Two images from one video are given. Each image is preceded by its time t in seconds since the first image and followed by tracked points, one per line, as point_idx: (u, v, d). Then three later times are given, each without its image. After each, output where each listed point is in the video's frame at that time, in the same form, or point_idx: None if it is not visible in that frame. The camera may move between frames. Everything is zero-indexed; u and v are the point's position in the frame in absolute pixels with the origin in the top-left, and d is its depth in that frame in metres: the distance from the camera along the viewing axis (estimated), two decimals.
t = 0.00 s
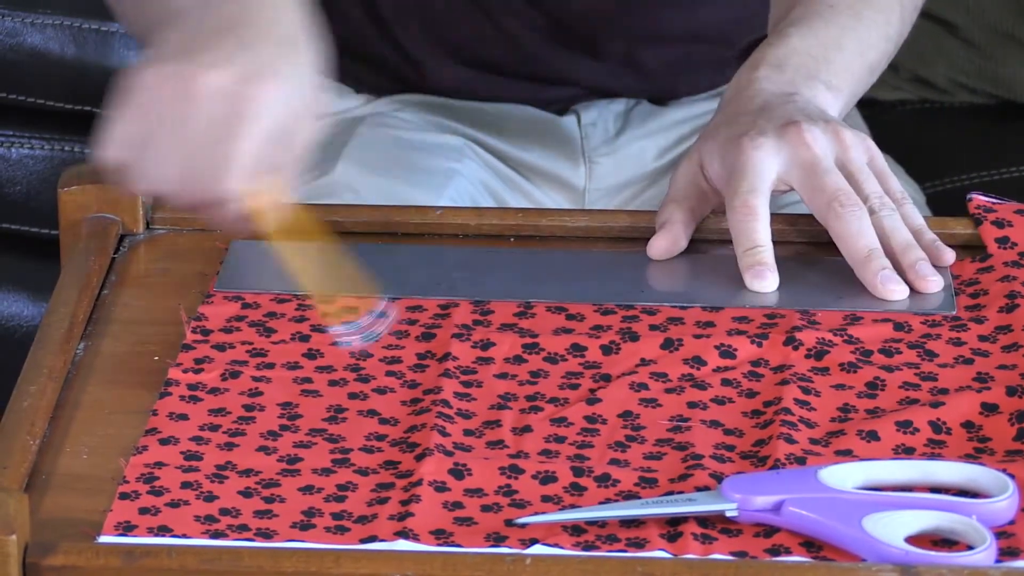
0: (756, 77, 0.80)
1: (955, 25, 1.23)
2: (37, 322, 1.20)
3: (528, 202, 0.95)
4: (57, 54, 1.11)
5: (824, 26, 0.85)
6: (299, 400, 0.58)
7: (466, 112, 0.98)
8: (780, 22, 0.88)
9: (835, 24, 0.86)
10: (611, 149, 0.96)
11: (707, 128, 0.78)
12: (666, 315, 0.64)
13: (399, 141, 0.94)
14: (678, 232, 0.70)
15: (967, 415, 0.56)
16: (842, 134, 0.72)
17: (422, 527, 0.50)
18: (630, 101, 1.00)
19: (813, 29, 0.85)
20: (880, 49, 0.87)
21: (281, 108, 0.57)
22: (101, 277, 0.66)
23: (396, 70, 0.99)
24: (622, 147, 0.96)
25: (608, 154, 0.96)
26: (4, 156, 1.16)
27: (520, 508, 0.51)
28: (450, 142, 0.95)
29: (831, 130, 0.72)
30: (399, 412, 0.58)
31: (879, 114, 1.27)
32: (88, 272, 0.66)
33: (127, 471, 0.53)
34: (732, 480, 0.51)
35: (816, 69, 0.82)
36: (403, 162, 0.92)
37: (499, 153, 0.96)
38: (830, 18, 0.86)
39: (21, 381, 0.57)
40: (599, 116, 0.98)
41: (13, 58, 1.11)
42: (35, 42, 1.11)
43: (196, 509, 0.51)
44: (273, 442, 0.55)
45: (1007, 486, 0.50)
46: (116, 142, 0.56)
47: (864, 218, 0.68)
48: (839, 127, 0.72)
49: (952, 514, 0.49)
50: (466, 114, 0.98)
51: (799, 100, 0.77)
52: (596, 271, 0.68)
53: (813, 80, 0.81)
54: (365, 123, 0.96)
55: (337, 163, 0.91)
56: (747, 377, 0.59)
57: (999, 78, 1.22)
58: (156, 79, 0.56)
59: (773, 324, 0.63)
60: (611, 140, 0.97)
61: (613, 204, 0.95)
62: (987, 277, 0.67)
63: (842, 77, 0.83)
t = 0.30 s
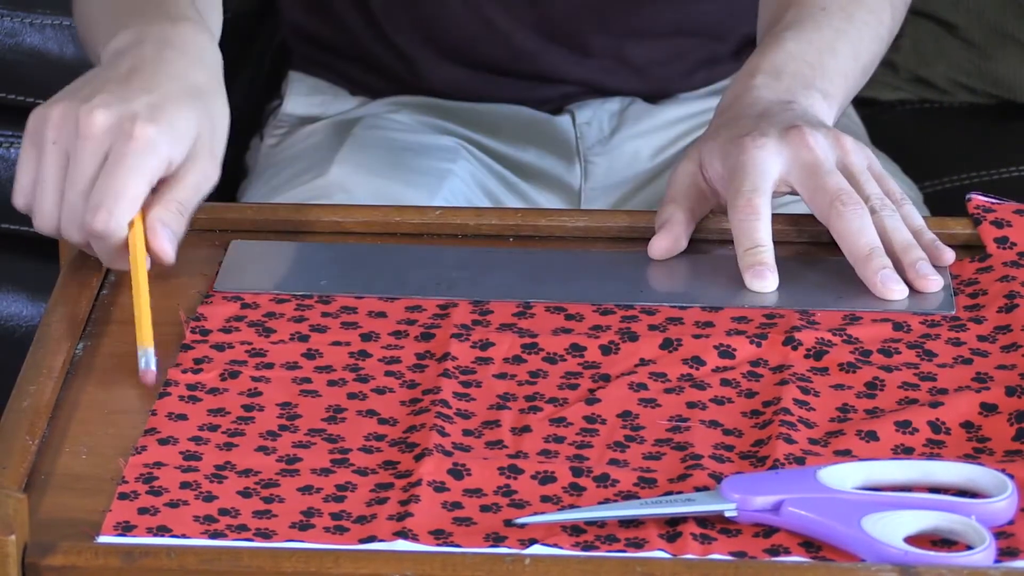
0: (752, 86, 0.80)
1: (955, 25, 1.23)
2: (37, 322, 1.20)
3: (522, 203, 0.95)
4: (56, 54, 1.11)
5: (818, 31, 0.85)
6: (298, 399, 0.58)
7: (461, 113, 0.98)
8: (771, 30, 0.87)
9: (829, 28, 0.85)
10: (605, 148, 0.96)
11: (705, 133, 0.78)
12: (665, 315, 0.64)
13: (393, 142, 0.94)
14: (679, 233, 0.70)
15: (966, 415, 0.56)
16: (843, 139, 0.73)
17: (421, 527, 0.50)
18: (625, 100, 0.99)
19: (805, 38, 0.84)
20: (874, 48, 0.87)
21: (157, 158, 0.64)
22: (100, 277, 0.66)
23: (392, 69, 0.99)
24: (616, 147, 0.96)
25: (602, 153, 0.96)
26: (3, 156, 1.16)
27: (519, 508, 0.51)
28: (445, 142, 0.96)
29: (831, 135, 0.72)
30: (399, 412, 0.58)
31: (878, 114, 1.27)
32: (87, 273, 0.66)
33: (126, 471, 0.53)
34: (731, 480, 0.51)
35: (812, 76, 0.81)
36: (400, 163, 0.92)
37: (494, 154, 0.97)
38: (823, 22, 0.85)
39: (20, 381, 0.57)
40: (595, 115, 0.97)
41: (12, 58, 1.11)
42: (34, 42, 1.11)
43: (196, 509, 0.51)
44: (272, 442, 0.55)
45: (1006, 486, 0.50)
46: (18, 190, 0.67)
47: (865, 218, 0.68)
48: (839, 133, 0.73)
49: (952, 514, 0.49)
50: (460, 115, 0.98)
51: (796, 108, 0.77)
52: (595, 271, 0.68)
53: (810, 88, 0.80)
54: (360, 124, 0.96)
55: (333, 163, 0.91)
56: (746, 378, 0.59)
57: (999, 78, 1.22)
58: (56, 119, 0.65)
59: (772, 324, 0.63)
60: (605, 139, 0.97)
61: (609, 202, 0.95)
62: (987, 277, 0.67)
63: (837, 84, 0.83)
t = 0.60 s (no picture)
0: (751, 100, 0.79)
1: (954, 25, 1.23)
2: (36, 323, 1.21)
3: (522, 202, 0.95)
4: (56, 54, 1.11)
5: (813, 40, 0.84)
6: (298, 399, 0.58)
7: (461, 113, 0.98)
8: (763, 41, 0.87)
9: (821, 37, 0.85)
10: (605, 148, 0.96)
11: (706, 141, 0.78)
12: (665, 315, 0.64)
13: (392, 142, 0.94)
14: (686, 231, 0.70)
15: (966, 415, 0.56)
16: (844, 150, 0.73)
17: (421, 527, 0.50)
18: (625, 99, 0.99)
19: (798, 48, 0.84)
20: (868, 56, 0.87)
21: (174, 174, 0.65)
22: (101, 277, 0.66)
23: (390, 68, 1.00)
24: (616, 147, 0.96)
25: (602, 153, 0.96)
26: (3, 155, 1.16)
27: (519, 508, 0.51)
28: (445, 143, 0.96)
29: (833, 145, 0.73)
30: (399, 412, 0.58)
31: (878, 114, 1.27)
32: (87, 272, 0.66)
33: (127, 471, 0.53)
34: (731, 480, 0.51)
35: (809, 90, 0.81)
36: (400, 163, 0.92)
37: (494, 154, 0.97)
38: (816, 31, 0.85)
39: (20, 381, 0.57)
40: (595, 114, 0.97)
41: (12, 58, 1.11)
42: (34, 42, 1.11)
43: (196, 509, 0.51)
44: (272, 442, 0.55)
45: (1006, 486, 0.50)
46: (36, 199, 0.67)
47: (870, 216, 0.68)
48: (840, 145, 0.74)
49: (952, 514, 0.49)
50: (460, 115, 0.98)
51: (796, 121, 0.77)
52: (596, 271, 0.68)
53: (808, 103, 0.80)
54: (361, 124, 0.96)
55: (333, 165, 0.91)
56: (746, 377, 0.59)
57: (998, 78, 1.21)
58: (79, 128, 0.66)
59: (773, 324, 0.63)
60: (605, 139, 0.97)
61: (610, 202, 0.95)
62: (987, 277, 0.67)
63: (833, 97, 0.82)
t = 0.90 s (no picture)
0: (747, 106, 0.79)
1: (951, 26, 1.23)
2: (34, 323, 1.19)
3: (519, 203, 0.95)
4: (54, 54, 1.11)
5: (809, 45, 0.84)
6: (295, 400, 0.58)
7: (455, 115, 0.98)
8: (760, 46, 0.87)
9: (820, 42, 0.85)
10: (601, 150, 0.96)
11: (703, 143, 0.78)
12: (663, 316, 0.64)
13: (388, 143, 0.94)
14: (684, 222, 0.70)
15: (963, 416, 0.56)
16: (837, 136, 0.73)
17: (418, 528, 0.50)
18: (621, 102, 0.99)
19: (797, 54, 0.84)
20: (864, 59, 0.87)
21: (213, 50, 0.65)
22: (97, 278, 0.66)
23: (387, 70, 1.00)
24: (614, 146, 0.96)
25: (597, 154, 0.96)
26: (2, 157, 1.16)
27: (517, 509, 0.51)
28: (440, 144, 0.96)
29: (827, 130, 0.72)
30: (396, 413, 0.58)
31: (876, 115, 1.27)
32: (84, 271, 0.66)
33: (124, 472, 0.53)
34: (728, 481, 0.51)
35: (805, 96, 0.81)
36: (395, 164, 0.92)
37: (490, 155, 0.97)
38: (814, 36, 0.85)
39: (17, 381, 0.57)
40: (590, 116, 0.97)
41: (10, 59, 1.11)
42: (30, 44, 1.11)
43: (193, 509, 0.51)
44: (270, 442, 0.55)
45: (1003, 487, 0.50)
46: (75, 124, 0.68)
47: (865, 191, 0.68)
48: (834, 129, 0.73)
49: (949, 515, 0.49)
50: (454, 116, 0.99)
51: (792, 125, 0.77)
52: (592, 271, 0.68)
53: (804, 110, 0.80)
54: (357, 125, 0.97)
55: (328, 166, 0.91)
56: (743, 378, 0.59)
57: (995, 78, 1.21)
58: (114, 43, 0.68)
59: (770, 325, 0.63)
60: (600, 140, 0.96)
61: (604, 203, 0.95)
62: (983, 278, 0.67)
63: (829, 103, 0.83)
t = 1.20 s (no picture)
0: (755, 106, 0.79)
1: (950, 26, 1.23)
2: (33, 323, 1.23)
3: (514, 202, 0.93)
4: (52, 55, 1.10)
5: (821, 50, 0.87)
6: (294, 400, 0.58)
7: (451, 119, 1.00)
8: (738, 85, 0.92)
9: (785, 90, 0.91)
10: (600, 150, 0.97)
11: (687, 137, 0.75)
12: (663, 316, 0.64)
13: (384, 146, 0.95)
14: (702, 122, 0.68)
15: (963, 416, 0.56)
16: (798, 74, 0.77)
17: (418, 528, 0.50)
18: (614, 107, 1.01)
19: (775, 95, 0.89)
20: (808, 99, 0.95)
21: None
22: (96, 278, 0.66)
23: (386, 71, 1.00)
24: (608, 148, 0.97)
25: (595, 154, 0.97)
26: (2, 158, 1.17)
27: (516, 509, 0.51)
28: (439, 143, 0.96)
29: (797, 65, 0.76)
30: (395, 413, 0.58)
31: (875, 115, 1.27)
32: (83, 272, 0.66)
33: (124, 472, 0.53)
34: (727, 480, 0.51)
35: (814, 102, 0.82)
36: (393, 166, 0.92)
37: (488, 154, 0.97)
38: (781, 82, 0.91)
39: (17, 381, 0.57)
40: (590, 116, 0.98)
41: (8, 59, 1.10)
42: (30, 44, 1.10)
43: (192, 509, 0.51)
44: (269, 442, 0.56)
45: (1002, 487, 0.50)
46: None
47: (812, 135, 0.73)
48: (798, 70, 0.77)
49: (948, 515, 0.49)
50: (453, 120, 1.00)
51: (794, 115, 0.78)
52: (591, 270, 0.68)
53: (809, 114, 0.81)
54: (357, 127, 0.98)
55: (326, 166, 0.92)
56: (743, 378, 0.59)
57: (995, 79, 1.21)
58: None
59: (770, 325, 0.63)
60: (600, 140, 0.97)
61: (602, 203, 0.95)
62: (982, 278, 0.66)
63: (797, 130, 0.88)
